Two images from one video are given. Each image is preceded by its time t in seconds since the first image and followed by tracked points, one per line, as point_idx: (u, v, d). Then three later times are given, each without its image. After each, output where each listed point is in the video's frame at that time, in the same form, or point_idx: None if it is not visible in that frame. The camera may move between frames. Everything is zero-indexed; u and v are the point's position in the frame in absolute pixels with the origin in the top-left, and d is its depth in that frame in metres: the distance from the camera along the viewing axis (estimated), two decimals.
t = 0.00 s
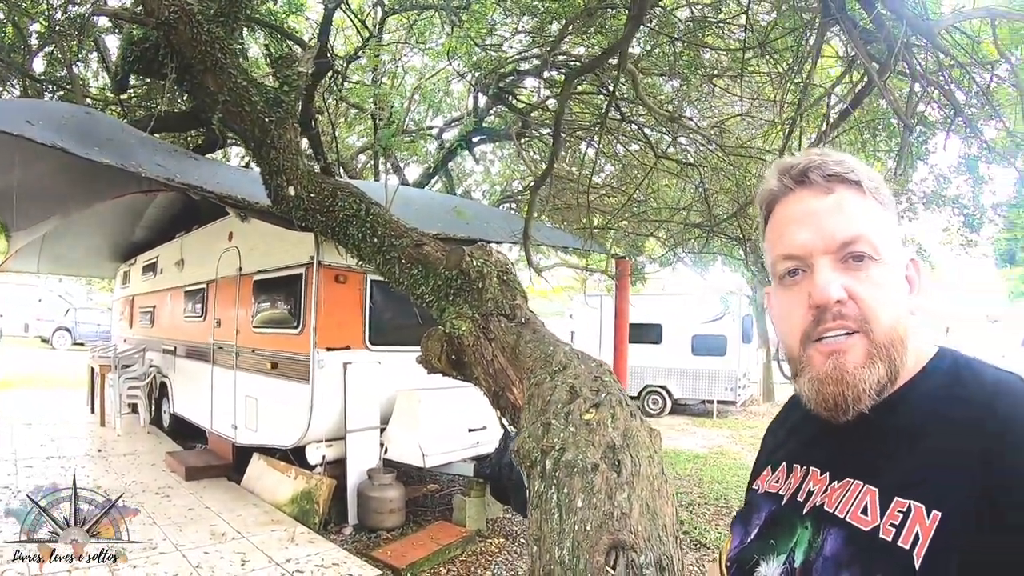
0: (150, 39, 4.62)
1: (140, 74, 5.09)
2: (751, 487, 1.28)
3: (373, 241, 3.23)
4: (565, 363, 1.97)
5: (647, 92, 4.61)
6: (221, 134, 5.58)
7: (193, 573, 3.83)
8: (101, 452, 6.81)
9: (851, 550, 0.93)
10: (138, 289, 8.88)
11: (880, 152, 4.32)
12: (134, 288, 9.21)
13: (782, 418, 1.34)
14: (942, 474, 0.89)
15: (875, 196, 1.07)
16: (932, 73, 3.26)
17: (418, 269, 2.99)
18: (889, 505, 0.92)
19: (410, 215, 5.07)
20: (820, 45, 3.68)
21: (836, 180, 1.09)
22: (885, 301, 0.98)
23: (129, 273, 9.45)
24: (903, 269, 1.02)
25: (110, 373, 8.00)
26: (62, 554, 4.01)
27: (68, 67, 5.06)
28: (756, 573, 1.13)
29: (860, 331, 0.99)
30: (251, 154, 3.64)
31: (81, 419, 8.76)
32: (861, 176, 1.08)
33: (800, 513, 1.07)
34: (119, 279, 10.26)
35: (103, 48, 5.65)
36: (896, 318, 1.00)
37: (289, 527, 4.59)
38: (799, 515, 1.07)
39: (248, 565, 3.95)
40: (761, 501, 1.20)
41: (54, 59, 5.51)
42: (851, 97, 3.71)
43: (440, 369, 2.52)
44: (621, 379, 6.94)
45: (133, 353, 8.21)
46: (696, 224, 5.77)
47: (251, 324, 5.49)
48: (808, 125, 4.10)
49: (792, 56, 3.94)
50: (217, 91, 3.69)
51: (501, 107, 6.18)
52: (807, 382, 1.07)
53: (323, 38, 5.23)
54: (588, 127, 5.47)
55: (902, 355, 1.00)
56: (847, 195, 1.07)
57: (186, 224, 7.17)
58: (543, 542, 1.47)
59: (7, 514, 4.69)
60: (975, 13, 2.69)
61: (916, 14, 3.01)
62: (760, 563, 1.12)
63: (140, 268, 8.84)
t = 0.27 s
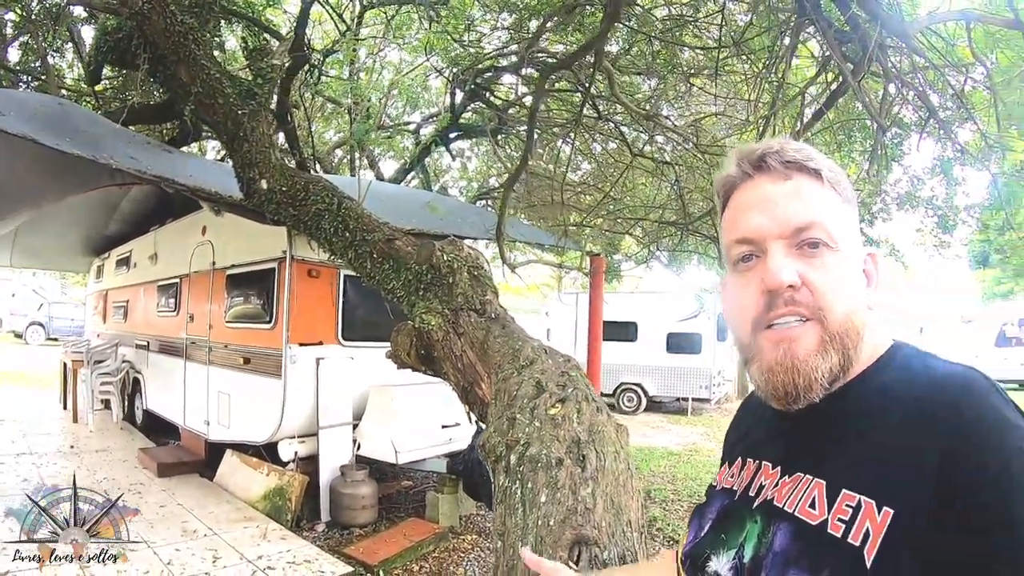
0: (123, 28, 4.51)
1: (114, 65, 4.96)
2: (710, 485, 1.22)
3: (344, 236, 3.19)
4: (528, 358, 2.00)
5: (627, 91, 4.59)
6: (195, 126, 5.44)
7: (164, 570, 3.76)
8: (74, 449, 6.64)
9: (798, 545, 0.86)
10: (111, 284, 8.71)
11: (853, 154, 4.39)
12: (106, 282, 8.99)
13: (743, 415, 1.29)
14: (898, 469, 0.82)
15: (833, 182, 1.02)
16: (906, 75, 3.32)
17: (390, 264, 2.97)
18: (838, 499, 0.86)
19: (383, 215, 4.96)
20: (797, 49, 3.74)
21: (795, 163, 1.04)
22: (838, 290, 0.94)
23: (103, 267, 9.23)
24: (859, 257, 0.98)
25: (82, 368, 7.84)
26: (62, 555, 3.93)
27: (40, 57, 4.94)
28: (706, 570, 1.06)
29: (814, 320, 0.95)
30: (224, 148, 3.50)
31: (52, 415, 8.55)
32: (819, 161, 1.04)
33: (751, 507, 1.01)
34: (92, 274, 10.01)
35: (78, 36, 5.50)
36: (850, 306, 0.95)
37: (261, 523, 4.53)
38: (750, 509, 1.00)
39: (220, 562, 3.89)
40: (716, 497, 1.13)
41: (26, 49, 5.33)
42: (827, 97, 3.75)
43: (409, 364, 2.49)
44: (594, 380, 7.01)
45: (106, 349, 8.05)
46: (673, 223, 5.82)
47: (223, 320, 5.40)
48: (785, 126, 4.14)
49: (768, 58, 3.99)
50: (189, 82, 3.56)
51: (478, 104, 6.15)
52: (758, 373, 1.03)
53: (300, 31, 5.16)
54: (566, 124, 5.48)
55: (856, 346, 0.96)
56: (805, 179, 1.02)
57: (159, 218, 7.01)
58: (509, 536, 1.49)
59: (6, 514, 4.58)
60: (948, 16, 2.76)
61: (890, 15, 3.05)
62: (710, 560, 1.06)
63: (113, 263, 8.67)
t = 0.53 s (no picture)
0: (101, 15, 4.38)
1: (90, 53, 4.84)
2: (678, 478, 1.21)
3: (321, 228, 3.14)
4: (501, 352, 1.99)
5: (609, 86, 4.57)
6: (173, 116, 5.34)
7: (139, 565, 3.70)
8: (48, 443, 6.51)
9: (760, 540, 0.86)
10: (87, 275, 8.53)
11: (832, 153, 4.44)
12: (83, 275, 8.80)
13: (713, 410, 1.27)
14: (869, 465, 0.81)
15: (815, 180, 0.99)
16: (886, 74, 3.35)
17: (365, 256, 2.93)
18: (800, 494, 0.85)
19: (360, 204, 4.99)
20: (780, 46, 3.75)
21: (777, 157, 1.00)
22: (814, 297, 0.93)
23: (79, 259, 9.03)
24: (837, 259, 0.96)
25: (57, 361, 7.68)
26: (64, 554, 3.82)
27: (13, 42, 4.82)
28: (669, 561, 1.06)
29: (789, 326, 0.94)
30: (200, 138, 3.48)
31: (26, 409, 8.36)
32: (802, 156, 1.00)
33: (714, 500, 1.00)
34: (68, 266, 9.79)
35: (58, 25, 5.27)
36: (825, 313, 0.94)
37: (237, 518, 4.48)
38: (714, 501, 1.00)
39: (195, 556, 3.84)
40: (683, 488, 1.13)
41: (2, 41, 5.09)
42: (806, 96, 3.77)
43: (384, 357, 2.47)
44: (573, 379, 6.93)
45: (81, 342, 7.89)
46: (654, 220, 5.83)
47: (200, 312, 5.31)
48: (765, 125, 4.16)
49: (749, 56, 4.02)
50: (167, 72, 3.53)
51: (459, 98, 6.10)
52: (727, 374, 1.02)
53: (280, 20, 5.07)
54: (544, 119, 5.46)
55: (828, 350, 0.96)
56: (787, 175, 0.98)
57: (135, 209, 6.87)
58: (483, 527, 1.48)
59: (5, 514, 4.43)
60: (930, 16, 2.78)
61: (872, 14, 3.07)
62: (674, 551, 1.05)
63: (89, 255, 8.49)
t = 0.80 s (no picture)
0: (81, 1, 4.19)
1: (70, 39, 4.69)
2: (661, 470, 1.19)
3: (301, 217, 3.08)
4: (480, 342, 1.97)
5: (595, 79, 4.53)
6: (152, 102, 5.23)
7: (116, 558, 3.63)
8: (25, 435, 6.38)
9: (739, 530, 0.85)
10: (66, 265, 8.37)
11: (816, 151, 4.46)
12: (62, 266, 8.61)
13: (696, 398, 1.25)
14: (852, 454, 0.79)
15: (779, 168, 0.94)
16: (872, 73, 3.36)
17: (345, 246, 2.90)
18: (780, 484, 0.83)
19: (342, 195, 4.95)
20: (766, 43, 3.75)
21: (736, 148, 0.96)
22: (787, 291, 0.90)
23: (58, 249, 8.85)
24: (808, 249, 0.93)
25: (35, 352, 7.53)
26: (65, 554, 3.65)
27: None
28: (649, 554, 1.04)
29: (763, 320, 0.91)
30: (180, 126, 3.38)
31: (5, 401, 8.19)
32: (762, 144, 0.95)
33: (693, 490, 0.99)
34: (48, 257, 9.59)
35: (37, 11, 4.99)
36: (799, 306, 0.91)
37: (216, 511, 4.42)
38: (693, 491, 0.99)
39: (174, 549, 3.78)
40: (664, 478, 1.12)
41: None
42: (790, 92, 3.78)
43: (363, 347, 2.44)
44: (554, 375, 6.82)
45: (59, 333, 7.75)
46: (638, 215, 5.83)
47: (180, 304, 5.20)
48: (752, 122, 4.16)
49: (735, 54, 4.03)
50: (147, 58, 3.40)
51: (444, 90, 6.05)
52: (706, 374, 1.00)
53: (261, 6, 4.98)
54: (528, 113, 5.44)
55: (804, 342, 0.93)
56: (749, 165, 0.94)
57: (115, 198, 6.73)
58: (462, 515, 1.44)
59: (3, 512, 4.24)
60: (916, 15, 2.80)
61: (858, 11, 3.08)
62: (653, 543, 1.04)
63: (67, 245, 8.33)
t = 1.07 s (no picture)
0: None
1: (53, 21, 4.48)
2: (647, 452, 1.14)
3: (283, 203, 3.02)
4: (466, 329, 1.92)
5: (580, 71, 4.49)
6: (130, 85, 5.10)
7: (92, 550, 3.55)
8: None
9: (750, 519, 0.79)
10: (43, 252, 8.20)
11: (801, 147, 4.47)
12: (40, 253, 8.42)
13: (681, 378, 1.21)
14: (856, 421, 0.77)
15: (785, 140, 0.90)
16: (858, 69, 3.35)
17: (326, 233, 2.84)
18: (793, 470, 0.78)
19: (324, 181, 4.87)
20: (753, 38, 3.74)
21: (742, 118, 0.91)
22: (790, 268, 0.87)
23: (37, 237, 8.64)
24: (811, 224, 0.90)
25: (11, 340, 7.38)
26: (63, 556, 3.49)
27: None
28: (646, 544, 0.97)
29: (766, 294, 0.89)
30: (161, 109, 3.29)
31: None
32: (768, 116, 0.91)
33: (693, 478, 0.92)
34: (27, 246, 9.37)
35: None
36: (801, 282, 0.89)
37: (195, 501, 4.34)
38: (693, 479, 0.92)
39: (152, 540, 3.70)
40: (659, 464, 1.04)
41: None
42: (775, 85, 3.76)
43: (343, 335, 2.38)
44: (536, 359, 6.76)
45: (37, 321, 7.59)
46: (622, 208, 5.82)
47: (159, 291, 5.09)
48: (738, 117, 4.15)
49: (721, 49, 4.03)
50: (130, 39, 3.29)
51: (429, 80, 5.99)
52: (703, 350, 0.97)
53: None
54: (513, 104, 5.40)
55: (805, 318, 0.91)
56: (754, 137, 0.89)
57: (94, 184, 6.58)
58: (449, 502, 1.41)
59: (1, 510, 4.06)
60: (905, 11, 2.79)
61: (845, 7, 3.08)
62: (651, 533, 0.97)
63: (45, 231, 8.16)
